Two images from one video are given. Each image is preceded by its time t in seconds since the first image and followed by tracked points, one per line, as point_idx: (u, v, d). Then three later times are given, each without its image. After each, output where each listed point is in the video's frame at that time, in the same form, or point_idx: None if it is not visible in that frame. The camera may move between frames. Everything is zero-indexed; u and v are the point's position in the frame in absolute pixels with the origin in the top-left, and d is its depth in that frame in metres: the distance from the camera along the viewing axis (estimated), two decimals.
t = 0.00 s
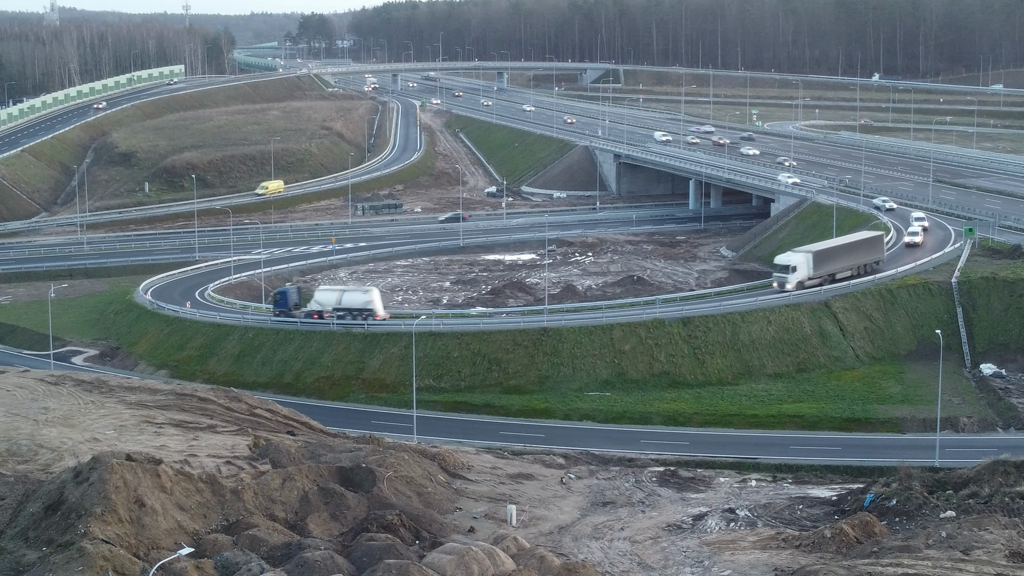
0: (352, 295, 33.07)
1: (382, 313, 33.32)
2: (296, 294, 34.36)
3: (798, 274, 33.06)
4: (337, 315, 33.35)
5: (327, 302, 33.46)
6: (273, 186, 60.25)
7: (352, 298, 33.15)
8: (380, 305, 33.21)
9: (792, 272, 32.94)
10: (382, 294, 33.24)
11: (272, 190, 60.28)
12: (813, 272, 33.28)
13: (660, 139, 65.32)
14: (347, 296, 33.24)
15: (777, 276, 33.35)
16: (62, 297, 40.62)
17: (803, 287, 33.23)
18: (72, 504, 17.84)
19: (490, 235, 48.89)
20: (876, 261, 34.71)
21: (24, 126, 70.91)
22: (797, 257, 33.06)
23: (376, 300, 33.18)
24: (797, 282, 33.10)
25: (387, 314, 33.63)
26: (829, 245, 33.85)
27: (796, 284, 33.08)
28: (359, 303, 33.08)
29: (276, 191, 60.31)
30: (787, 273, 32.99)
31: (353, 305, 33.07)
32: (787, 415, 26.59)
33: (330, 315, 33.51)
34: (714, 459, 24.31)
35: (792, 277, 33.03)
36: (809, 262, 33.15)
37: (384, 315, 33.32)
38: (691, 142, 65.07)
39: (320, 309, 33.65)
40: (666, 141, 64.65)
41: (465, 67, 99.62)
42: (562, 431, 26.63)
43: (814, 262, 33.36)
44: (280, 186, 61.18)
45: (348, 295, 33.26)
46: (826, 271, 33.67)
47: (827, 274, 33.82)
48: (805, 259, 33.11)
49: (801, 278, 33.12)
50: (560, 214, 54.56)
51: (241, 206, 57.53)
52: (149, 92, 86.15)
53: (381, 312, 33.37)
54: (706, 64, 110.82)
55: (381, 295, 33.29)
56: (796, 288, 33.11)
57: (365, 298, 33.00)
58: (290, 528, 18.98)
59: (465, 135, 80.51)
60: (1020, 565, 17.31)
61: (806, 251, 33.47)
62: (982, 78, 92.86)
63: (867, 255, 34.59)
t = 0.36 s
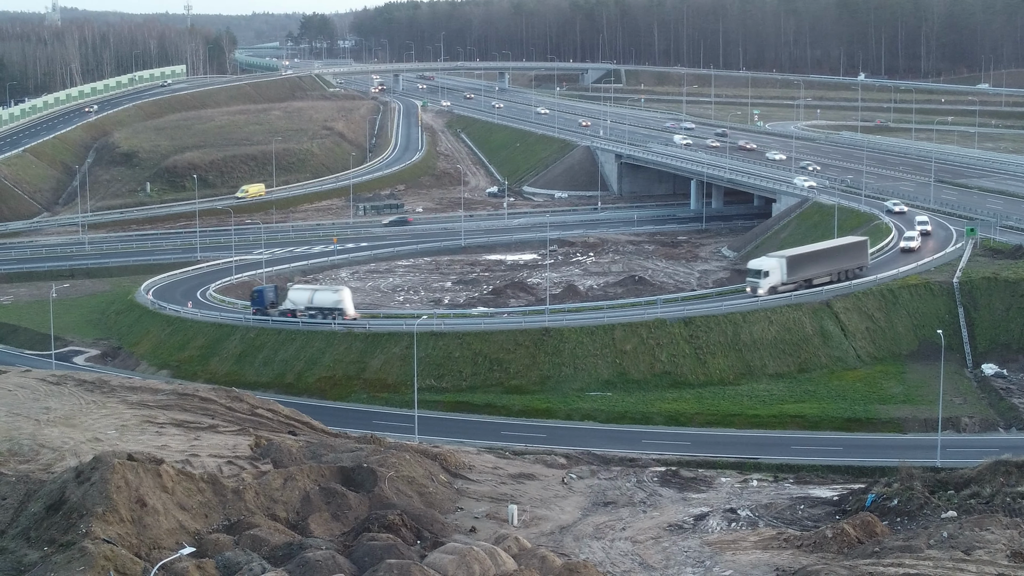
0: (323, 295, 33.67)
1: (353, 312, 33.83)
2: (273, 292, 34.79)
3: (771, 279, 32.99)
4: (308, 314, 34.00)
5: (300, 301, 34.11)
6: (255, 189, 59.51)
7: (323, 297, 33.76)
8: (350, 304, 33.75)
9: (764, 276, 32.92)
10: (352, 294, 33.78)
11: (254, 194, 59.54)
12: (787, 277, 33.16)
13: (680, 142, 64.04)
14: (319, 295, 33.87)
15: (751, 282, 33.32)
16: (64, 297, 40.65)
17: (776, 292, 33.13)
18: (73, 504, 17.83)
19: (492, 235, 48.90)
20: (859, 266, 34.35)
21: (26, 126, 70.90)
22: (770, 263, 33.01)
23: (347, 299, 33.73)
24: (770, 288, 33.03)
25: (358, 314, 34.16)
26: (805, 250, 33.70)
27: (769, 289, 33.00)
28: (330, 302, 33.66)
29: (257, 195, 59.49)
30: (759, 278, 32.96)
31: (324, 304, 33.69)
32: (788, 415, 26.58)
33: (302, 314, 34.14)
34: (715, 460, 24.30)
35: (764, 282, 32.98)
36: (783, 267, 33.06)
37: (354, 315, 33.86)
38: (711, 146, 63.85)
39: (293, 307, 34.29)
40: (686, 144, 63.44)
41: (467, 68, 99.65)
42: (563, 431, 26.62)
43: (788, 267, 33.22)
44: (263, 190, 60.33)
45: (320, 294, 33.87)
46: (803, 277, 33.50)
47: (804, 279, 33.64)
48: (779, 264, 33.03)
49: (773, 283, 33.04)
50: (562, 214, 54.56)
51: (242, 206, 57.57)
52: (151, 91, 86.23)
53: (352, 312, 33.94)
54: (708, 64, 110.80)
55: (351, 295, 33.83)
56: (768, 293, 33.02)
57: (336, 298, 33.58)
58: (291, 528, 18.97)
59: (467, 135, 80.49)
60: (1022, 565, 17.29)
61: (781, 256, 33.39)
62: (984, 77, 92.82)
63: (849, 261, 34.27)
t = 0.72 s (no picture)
0: (295, 293, 34.24)
1: (326, 312, 34.41)
2: (251, 290, 35.30)
3: (740, 283, 32.42)
4: (281, 312, 34.55)
5: (273, 299, 34.65)
6: (233, 193, 58.67)
7: (296, 295, 34.33)
8: (323, 304, 34.34)
9: (733, 281, 32.34)
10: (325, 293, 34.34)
11: (232, 198, 58.71)
12: (757, 282, 32.55)
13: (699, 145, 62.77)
14: (293, 294, 34.40)
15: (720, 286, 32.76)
16: (65, 297, 40.67)
17: (746, 297, 32.58)
18: (75, 503, 17.84)
19: (493, 235, 48.92)
20: (838, 272, 33.66)
21: (28, 126, 70.94)
22: (741, 267, 32.44)
23: (319, 298, 34.31)
24: (740, 292, 32.47)
25: (330, 313, 34.70)
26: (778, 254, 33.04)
27: (738, 294, 32.45)
28: (303, 301, 34.24)
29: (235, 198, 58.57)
30: (729, 283, 32.38)
31: (297, 303, 34.25)
32: (790, 416, 26.57)
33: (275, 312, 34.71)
34: (716, 460, 24.31)
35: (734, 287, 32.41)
36: (754, 272, 32.46)
37: (326, 313, 34.42)
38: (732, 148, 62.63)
39: (268, 305, 34.84)
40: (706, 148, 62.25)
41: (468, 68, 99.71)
42: (564, 431, 26.63)
43: (759, 272, 32.60)
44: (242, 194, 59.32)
45: (294, 293, 34.43)
46: (775, 282, 32.89)
47: (776, 284, 33.01)
48: (750, 268, 32.45)
49: (744, 287, 32.46)
50: (563, 214, 54.57)
51: (244, 206, 57.60)
52: (153, 92, 86.26)
53: (324, 310, 34.51)
54: (709, 64, 110.86)
55: (323, 294, 34.39)
56: (738, 297, 32.47)
57: (308, 297, 34.12)
58: (293, 528, 18.99)
59: (468, 136, 80.53)
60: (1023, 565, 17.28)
61: (752, 261, 32.78)
62: (985, 77, 92.91)
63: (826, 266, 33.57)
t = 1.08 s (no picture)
0: (272, 292, 34.57)
1: (302, 311, 34.64)
2: (235, 289, 35.81)
3: (711, 288, 31.85)
4: (260, 311, 34.94)
5: (253, 298, 35.07)
6: (211, 196, 57.58)
7: (273, 294, 34.65)
8: (299, 303, 34.57)
9: (704, 286, 31.78)
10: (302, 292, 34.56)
11: (211, 201, 57.59)
12: (729, 286, 31.93)
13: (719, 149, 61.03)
14: (270, 293, 34.77)
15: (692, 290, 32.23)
16: (67, 297, 40.70)
17: (718, 301, 32.04)
18: (77, 504, 17.87)
19: (494, 235, 48.92)
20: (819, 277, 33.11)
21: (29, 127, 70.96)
22: (713, 271, 31.82)
23: (295, 297, 34.53)
24: (710, 297, 31.92)
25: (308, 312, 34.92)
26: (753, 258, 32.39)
27: (708, 299, 31.92)
28: (280, 300, 34.56)
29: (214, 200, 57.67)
30: (699, 287, 31.84)
31: (273, 302, 34.59)
32: (791, 416, 26.59)
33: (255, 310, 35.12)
34: (717, 460, 24.32)
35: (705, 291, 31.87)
36: (726, 277, 31.84)
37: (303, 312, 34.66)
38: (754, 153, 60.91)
39: (249, 304, 35.30)
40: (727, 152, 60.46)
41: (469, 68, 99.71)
42: (565, 431, 26.64)
43: (732, 276, 31.98)
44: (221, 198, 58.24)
45: (271, 292, 34.80)
46: (749, 286, 32.24)
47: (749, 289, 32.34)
48: (722, 273, 31.82)
49: (714, 292, 31.90)
50: (564, 214, 54.56)
51: (245, 206, 57.61)
52: (154, 92, 86.33)
53: (300, 309, 34.76)
54: (710, 63, 110.88)
55: (299, 293, 34.60)
56: (708, 302, 31.94)
57: (285, 296, 34.41)
58: (294, 528, 19.01)
59: (469, 136, 80.57)
60: None
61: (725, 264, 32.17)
62: (987, 77, 93.00)
63: (804, 270, 32.88)
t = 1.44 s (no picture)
0: (249, 292, 35.19)
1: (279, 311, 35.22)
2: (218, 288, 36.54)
3: (676, 294, 31.88)
4: (237, 311, 35.51)
5: (230, 297, 35.64)
6: (187, 201, 57.54)
7: (250, 294, 35.27)
8: (275, 303, 35.13)
9: (669, 292, 31.81)
10: (279, 293, 35.20)
11: (187, 206, 57.51)
12: (696, 292, 31.92)
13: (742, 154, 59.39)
14: (248, 294, 35.39)
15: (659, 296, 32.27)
16: (68, 299, 40.70)
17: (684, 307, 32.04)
18: (78, 507, 17.88)
19: (495, 237, 48.89)
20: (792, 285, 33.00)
21: (31, 128, 70.96)
22: (679, 277, 31.88)
23: (272, 298, 35.19)
24: (676, 303, 31.93)
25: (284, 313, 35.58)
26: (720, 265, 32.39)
27: (674, 305, 31.92)
28: (257, 300, 35.20)
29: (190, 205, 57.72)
30: (665, 293, 31.87)
31: (250, 302, 35.21)
32: (793, 418, 26.58)
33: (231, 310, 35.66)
34: (718, 462, 24.32)
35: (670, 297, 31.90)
36: (692, 283, 31.87)
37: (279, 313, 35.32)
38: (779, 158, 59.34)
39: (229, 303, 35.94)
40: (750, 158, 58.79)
41: (471, 69, 99.74)
42: (566, 433, 26.63)
43: (698, 282, 31.98)
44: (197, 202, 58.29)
45: (249, 293, 35.42)
46: (716, 293, 32.22)
47: (717, 296, 32.28)
48: (689, 279, 31.86)
49: (681, 298, 31.92)
50: (565, 215, 54.54)
51: (246, 208, 57.62)
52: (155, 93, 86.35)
53: (276, 309, 35.42)
54: (711, 64, 110.85)
55: (276, 293, 35.25)
56: (674, 308, 31.95)
57: (262, 297, 35.05)
58: (296, 531, 19.00)
59: (470, 137, 80.55)
60: None
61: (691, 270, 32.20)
62: (988, 78, 93.11)
63: (775, 278, 32.78)
